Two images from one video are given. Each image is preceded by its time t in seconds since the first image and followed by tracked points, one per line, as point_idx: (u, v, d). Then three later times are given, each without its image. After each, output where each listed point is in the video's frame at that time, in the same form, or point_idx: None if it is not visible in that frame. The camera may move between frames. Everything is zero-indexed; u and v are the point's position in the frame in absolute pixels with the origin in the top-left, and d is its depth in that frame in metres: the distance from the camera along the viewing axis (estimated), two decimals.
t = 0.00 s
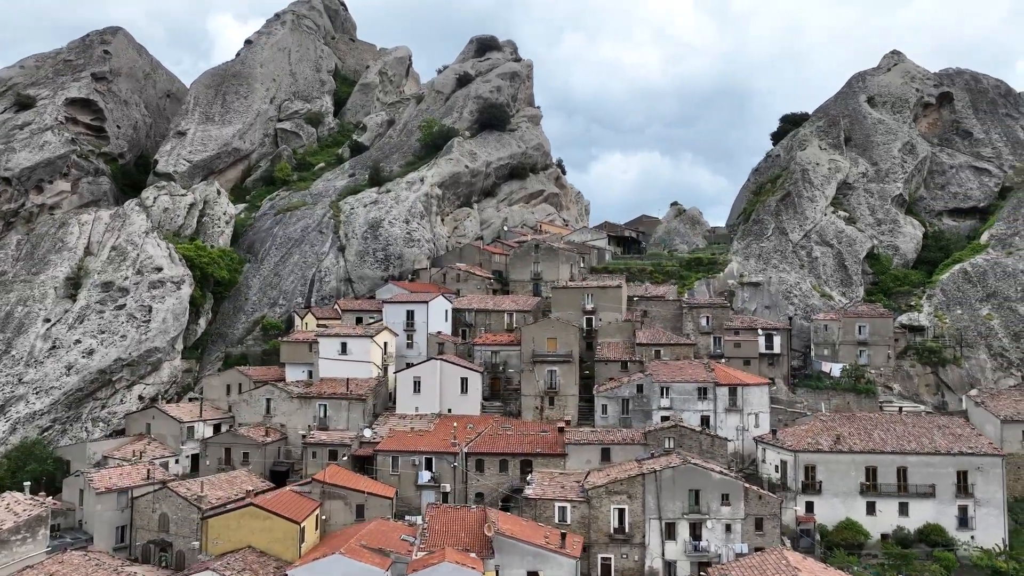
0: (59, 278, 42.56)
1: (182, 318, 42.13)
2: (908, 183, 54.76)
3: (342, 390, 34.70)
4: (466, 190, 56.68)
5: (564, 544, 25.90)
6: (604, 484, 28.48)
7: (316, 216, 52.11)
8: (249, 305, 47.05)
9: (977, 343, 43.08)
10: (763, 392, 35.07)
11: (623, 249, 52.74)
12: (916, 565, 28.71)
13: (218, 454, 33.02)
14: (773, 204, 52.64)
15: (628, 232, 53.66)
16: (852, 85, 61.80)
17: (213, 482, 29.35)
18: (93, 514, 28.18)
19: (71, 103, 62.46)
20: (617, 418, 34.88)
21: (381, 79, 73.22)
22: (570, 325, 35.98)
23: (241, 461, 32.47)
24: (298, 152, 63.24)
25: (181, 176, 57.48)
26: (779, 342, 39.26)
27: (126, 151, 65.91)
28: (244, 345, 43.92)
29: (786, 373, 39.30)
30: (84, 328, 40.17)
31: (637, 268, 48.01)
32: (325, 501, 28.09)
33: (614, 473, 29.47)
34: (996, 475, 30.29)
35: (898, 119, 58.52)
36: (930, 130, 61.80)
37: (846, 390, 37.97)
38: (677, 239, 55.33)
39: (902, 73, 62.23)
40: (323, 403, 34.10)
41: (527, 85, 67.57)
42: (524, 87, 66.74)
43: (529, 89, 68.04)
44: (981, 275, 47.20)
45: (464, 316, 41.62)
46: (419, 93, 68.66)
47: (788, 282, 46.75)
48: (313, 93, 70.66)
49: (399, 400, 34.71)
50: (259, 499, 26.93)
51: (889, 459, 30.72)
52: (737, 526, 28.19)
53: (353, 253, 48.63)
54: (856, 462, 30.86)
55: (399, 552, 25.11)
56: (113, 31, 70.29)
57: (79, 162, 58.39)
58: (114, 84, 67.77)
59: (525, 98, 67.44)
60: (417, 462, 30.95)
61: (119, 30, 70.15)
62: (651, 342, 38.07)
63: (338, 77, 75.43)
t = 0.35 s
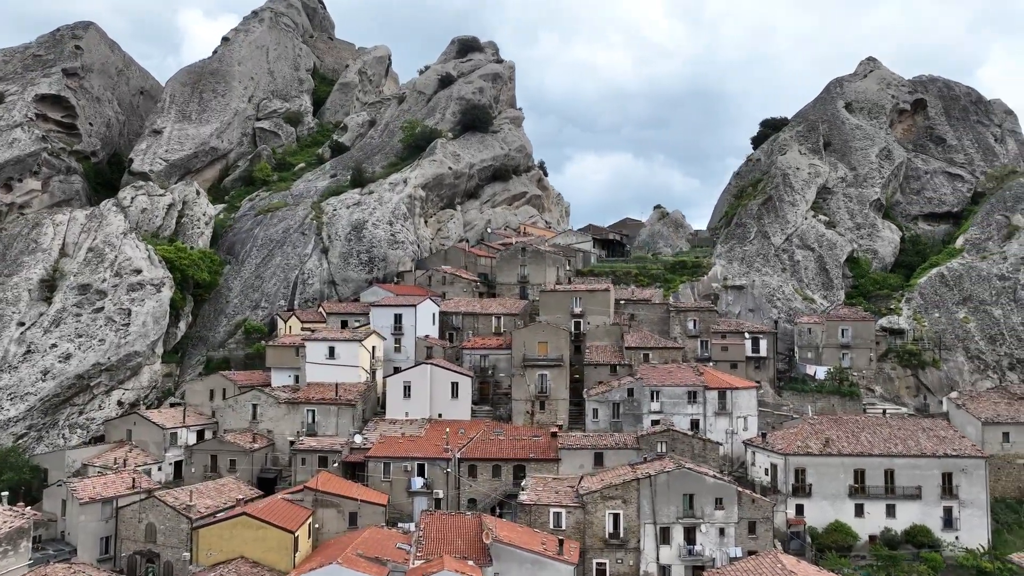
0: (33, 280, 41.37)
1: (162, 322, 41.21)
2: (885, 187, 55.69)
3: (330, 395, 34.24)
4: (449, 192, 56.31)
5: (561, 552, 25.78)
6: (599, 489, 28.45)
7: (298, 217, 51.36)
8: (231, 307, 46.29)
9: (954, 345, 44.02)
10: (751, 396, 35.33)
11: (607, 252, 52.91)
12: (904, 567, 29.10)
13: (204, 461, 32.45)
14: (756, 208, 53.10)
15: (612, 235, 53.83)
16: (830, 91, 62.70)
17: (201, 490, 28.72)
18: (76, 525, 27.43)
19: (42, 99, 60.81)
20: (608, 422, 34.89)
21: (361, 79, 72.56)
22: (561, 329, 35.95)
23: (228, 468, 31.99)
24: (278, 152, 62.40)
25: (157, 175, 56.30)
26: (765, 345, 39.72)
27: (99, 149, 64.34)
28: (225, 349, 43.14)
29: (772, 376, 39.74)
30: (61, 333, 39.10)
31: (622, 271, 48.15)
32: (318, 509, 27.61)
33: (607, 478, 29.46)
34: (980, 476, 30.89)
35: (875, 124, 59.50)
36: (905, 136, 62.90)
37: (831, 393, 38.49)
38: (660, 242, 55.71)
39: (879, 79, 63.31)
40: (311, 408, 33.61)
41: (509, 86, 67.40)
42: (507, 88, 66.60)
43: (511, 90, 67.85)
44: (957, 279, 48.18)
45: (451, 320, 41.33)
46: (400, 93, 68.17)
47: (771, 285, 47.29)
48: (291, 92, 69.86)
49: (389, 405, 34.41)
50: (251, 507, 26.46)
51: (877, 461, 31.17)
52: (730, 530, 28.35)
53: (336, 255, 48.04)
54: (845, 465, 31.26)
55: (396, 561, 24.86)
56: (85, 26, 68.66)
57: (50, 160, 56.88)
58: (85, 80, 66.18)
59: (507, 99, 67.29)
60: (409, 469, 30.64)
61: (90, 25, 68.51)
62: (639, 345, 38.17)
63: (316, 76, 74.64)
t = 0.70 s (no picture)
0: (11, 282, 40.29)
1: (146, 325, 40.36)
2: (867, 191, 56.39)
3: (321, 399, 33.77)
4: (436, 193, 55.91)
5: (562, 558, 25.65)
6: (596, 494, 28.36)
7: (282, 218, 50.65)
8: (215, 310, 45.54)
9: (937, 348, 44.70)
10: (742, 399, 35.50)
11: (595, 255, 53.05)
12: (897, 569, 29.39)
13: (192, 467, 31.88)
14: (741, 210, 53.22)
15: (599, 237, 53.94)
16: (813, 95, 63.35)
17: (192, 498, 28.18)
18: (62, 535, 26.70)
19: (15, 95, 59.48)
20: (602, 425, 34.82)
21: (344, 78, 71.89)
22: (554, 332, 35.86)
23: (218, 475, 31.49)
24: (260, 152, 61.61)
25: (137, 174, 55.25)
26: (755, 348, 40.06)
27: (75, 147, 62.91)
28: (210, 352, 42.40)
29: (761, 378, 40.09)
30: (41, 336, 38.11)
31: (611, 274, 48.15)
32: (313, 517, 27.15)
33: (604, 482, 29.38)
34: (968, 478, 31.34)
35: (857, 129, 60.24)
36: (885, 140, 63.75)
37: (820, 395, 38.83)
38: (646, 245, 55.93)
39: (860, 84, 64.11)
40: (302, 413, 33.13)
41: (495, 87, 67.14)
42: (492, 89, 66.34)
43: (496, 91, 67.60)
44: (939, 283, 48.92)
45: (441, 323, 41.04)
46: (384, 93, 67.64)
47: (758, 288, 47.68)
48: (273, 90, 69.04)
49: (382, 410, 34.11)
50: (245, 516, 25.93)
51: (869, 464, 31.46)
52: (726, 533, 28.43)
53: (323, 257, 47.46)
54: (837, 468, 31.51)
55: (396, 570, 24.55)
56: (59, 21, 67.31)
57: (25, 157, 55.56)
58: (60, 76, 64.82)
59: (492, 100, 67.01)
60: (404, 474, 30.31)
61: (65, 20, 67.17)
62: (631, 349, 38.20)
63: (298, 75, 73.84)
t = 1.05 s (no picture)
0: None
1: (128, 327, 39.49)
2: (851, 193, 56.96)
3: (311, 403, 33.26)
4: (422, 193, 55.43)
5: (562, 564, 25.48)
6: (594, 498, 28.22)
7: (267, 217, 49.90)
8: (199, 311, 44.74)
9: (922, 349, 45.28)
10: (735, 401, 35.56)
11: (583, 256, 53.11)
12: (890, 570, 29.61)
13: (180, 473, 31.20)
14: (727, 212, 53.69)
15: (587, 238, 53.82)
16: (796, 97, 63.84)
17: (182, 505, 27.55)
18: (48, 545, 25.93)
19: None
20: (595, 428, 34.70)
21: (327, 76, 71.11)
22: (548, 335, 35.62)
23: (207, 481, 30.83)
24: (242, 150, 60.73)
25: (116, 172, 54.15)
26: (746, 350, 40.30)
27: (50, 144, 61.24)
28: (194, 354, 41.63)
29: (752, 380, 40.32)
30: (19, 339, 37.07)
31: (600, 275, 48.04)
32: (308, 524, 26.68)
33: (601, 486, 29.24)
34: (958, 479, 31.65)
35: (840, 131, 60.86)
36: (867, 143, 64.44)
37: (809, 397, 39.13)
38: (634, 246, 56.02)
39: (842, 87, 64.77)
40: (293, 417, 32.60)
41: (480, 86, 66.80)
42: (478, 89, 65.98)
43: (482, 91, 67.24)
44: (922, 284, 49.54)
45: (431, 325, 40.65)
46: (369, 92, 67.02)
47: (745, 290, 47.99)
48: (255, 88, 68.07)
49: (373, 413, 33.71)
50: (239, 524, 25.35)
51: (861, 465, 31.70)
52: (723, 536, 28.46)
53: (309, 258, 46.82)
54: (830, 469, 31.71)
55: None
56: (34, 14, 66.22)
57: None
58: (34, 71, 63.68)
59: (477, 99, 66.64)
60: (398, 479, 29.94)
61: (39, 13, 66.13)
62: (623, 351, 38.11)
63: (280, 73, 72.93)
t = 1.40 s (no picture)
0: None
1: (112, 328, 38.62)
2: (837, 195, 57.32)
3: (303, 406, 32.69)
4: (411, 192, 54.88)
5: (561, 567, 25.21)
6: (592, 501, 27.98)
7: (253, 216, 49.12)
8: (184, 312, 43.95)
9: (909, 350, 45.66)
10: (728, 402, 35.66)
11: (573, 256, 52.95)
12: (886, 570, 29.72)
13: (169, 478, 30.49)
14: (716, 213, 54.01)
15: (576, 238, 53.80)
16: (783, 99, 64.16)
17: (173, 511, 26.89)
18: (33, 554, 25.13)
19: None
20: (590, 430, 34.48)
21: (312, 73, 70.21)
22: (543, 336, 35.33)
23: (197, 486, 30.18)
24: (227, 148, 59.76)
25: (96, 169, 52.99)
26: (738, 351, 40.35)
27: (27, 140, 60.00)
28: (181, 356, 40.84)
29: (744, 381, 40.37)
30: None
31: (591, 275, 47.87)
32: (303, 530, 26.16)
33: (599, 489, 29.01)
34: (951, 479, 31.88)
35: (826, 133, 61.26)
36: (852, 144, 64.94)
37: (801, 397, 39.32)
38: (623, 246, 55.92)
39: (828, 89, 65.23)
40: (284, 420, 32.01)
41: (468, 85, 66.35)
42: (465, 88, 65.52)
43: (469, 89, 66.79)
44: (908, 285, 50.00)
45: (423, 325, 40.18)
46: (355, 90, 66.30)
47: (736, 290, 48.12)
48: (238, 85, 67.02)
49: (367, 416, 33.25)
50: (233, 530, 24.73)
51: (857, 466, 31.79)
52: (722, 538, 28.34)
53: (297, 257, 46.13)
54: (826, 470, 31.75)
55: None
56: (10, 8, 64.81)
57: None
58: (10, 65, 62.35)
59: (465, 98, 66.16)
60: (393, 483, 29.51)
61: (15, 7, 64.79)
62: (616, 352, 37.88)
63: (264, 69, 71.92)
